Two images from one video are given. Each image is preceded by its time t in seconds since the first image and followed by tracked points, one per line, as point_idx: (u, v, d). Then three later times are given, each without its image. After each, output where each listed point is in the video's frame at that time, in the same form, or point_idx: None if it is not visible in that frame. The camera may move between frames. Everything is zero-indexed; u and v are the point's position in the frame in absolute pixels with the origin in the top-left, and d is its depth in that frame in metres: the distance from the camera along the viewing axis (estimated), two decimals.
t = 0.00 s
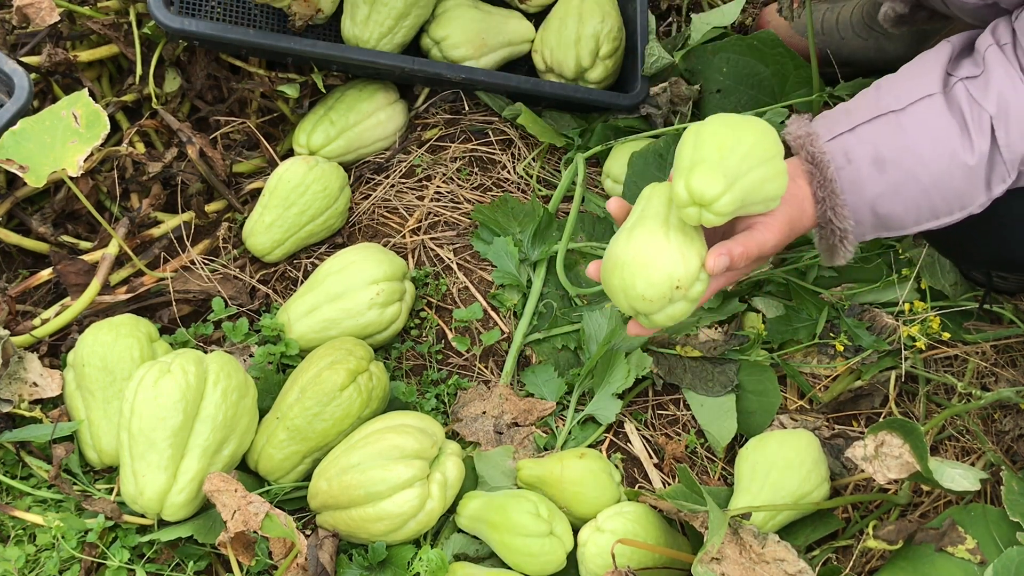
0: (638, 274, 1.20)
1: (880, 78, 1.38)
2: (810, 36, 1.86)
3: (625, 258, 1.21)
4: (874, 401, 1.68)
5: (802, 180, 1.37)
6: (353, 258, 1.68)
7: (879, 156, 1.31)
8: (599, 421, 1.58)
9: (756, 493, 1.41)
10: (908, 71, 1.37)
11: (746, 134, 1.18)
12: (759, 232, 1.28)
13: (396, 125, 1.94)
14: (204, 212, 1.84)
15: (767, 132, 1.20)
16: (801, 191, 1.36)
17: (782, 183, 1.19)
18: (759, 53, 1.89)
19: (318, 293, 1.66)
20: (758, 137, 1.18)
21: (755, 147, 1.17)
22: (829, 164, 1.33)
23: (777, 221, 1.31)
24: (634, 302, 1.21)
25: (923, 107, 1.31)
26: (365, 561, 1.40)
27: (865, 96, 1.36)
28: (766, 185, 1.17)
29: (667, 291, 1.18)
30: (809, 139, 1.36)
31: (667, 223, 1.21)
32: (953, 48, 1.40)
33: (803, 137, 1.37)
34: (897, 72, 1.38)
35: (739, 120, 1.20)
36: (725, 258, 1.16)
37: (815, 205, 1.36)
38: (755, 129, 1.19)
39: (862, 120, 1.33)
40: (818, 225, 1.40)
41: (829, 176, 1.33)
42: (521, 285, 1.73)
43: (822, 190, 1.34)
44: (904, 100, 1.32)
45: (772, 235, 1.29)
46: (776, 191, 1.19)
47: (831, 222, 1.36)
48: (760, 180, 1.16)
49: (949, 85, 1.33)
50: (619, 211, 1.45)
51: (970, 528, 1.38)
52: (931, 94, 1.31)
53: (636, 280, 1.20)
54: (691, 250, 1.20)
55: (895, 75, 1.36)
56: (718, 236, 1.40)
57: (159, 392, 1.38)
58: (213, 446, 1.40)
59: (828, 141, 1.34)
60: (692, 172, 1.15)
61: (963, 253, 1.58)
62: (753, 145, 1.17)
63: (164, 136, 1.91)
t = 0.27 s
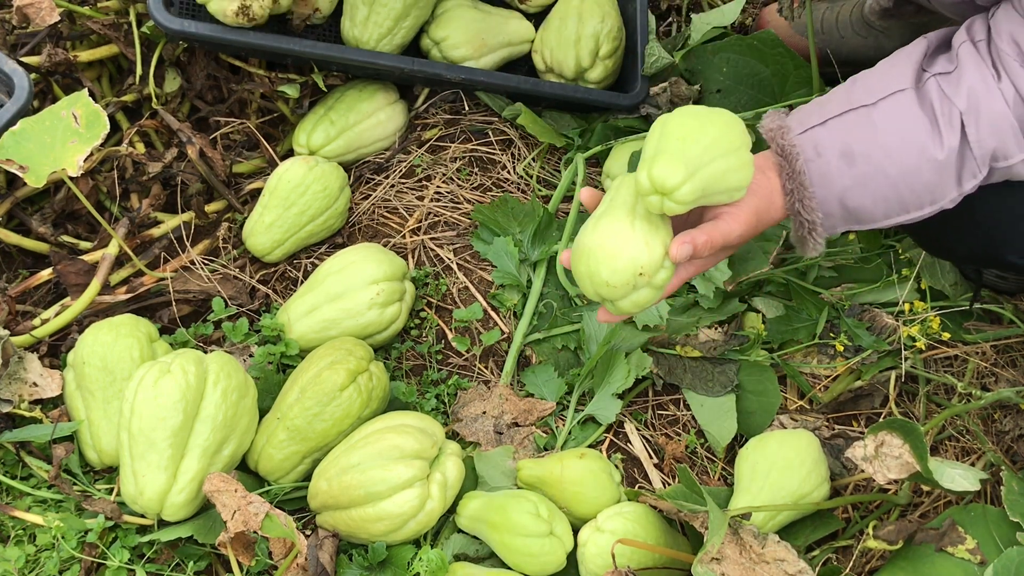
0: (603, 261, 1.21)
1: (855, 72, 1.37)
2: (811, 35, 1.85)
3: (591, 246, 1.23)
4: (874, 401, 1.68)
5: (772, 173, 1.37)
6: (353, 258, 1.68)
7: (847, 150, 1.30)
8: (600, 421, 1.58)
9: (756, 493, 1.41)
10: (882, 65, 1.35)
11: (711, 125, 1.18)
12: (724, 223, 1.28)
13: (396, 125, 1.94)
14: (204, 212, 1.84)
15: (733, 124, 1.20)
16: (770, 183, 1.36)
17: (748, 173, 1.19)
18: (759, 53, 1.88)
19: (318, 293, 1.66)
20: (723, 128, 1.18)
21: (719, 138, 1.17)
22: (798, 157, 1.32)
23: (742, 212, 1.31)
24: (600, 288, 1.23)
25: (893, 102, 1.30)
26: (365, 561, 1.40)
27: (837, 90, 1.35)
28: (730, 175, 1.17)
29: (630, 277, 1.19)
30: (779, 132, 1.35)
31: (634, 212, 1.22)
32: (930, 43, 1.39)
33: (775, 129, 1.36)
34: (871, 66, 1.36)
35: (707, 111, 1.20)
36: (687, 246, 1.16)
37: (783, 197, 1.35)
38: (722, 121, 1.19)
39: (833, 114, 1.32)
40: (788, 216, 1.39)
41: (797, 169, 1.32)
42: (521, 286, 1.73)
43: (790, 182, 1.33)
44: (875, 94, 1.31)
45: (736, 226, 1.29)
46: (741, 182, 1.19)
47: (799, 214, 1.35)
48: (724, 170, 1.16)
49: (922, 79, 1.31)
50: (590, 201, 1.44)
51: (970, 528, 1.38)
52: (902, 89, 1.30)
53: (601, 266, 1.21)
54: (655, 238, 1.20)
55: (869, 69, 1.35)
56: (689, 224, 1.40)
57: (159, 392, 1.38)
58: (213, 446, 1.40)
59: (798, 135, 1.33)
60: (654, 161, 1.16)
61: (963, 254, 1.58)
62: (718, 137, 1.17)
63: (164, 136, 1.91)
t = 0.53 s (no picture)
0: (599, 266, 1.21)
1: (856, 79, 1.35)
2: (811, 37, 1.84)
3: (587, 250, 1.23)
4: (874, 400, 1.68)
5: (770, 179, 1.34)
6: (353, 258, 1.68)
7: (846, 157, 1.28)
8: (600, 421, 1.58)
9: (756, 493, 1.41)
10: (882, 73, 1.34)
11: (709, 131, 1.17)
12: (720, 228, 1.26)
13: (395, 125, 1.94)
14: (204, 212, 1.84)
15: (732, 129, 1.19)
16: (768, 189, 1.32)
17: (744, 180, 1.18)
18: (759, 54, 1.88)
19: (318, 293, 1.66)
20: (721, 134, 1.18)
21: (717, 145, 1.16)
22: (797, 163, 1.29)
23: (738, 218, 1.29)
24: (596, 291, 1.23)
25: (893, 110, 1.28)
26: (365, 561, 1.40)
27: (837, 97, 1.33)
28: (727, 181, 1.17)
29: (625, 283, 1.20)
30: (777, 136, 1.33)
31: (630, 216, 1.22)
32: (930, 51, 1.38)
33: (775, 134, 1.33)
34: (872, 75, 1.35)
35: (705, 116, 1.19)
36: (683, 253, 1.16)
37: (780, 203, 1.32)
38: (720, 126, 1.19)
39: (833, 121, 1.30)
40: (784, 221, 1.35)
41: (796, 175, 1.29)
42: (521, 286, 1.73)
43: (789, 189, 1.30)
44: (875, 102, 1.29)
45: (733, 232, 1.27)
46: (737, 188, 1.18)
47: (796, 221, 1.32)
48: (721, 178, 1.16)
49: (922, 88, 1.30)
50: (588, 204, 1.40)
51: (970, 528, 1.38)
52: (902, 97, 1.29)
53: (597, 271, 1.21)
54: (651, 243, 1.20)
55: (869, 77, 1.33)
56: (683, 231, 1.38)
57: (159, 392, 1.38)
58: (213, 446, 1.40)
59: (797, 140, 1.31)
60: (652, 168, 1.15)
61: (963, 254, 1.58)
62: (715, 143, 1.16)
63: (164, 136, 1.91)
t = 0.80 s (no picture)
0: (606, 257, 1.21)
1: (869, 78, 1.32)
2: (809, 36, 1.86)
3: (595, 241, 1.23)
4: (874, 400, 1.68)
5: (780, 176, 1.31)
6: (353, 258, 1.68)
7: (858, 157, 1.26)
8: (600, 421, 1.57)
9: (756, 493, 1.41)
10: (896, 73, 1.31)
11: (721, 126, 1.17)
12: (728, 224, 1.23)
13: (395, 125, 1.94)
14: (204, 212, 1.84)
15: (746, 124, 1.19)
16: (778, 186, 1.30)
17: (755, 176, 1.18)
18: (759, 53, 1.89)
19: (318, 293, 1.66)
20: (734, 129, 1.17)
21: (728, 140, 1.16)
22: (809, 162, 1.27)
23: (748, 214, 1.25)
24: (602, 283, 1.23)
25: (906, 111, 1.26)
26: (365, 561, 1.40)
27: (850, 96, 1.30)
28: (737, 177, 1.16)
29: (631, 275, 1.19)
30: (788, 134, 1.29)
31: (639, 208, 1.22)
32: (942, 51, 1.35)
33: (787, 132, 1.29)
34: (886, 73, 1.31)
35: (718, 110, 1.19)
36: (690, 247, 1.16)
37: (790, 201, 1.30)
38: (732, 121, 1.18)
39: (845, 120, 1.27)
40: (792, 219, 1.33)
41: (807, 174, 1.27)
42: (521, 286, 1.73)
43: (799, 188, 1.28)
44: (888, 103, 1.27)
45: (742, 228, 1.23)
46: (748, 184, 1.18)
47: (805, 220, 1.30)
48: (731, 173, 1.16)
49: (936, 90, 1.28)
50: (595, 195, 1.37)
51: (970, 528, 1.38)
52: (916, 98, 1.26)
53: (604, 262, 1.21)
54: (659, 236, 1.20)
55: (882, 76, 1.31)
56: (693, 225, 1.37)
57: (159, 392, 1.38)
58: (213, 446, 1.40)
59: (809, 139, 1.28)
60: (662, 160, 1.15)
61: (963, 254, 1.58)
62: (727, 138, 1.16)
63: (164, 136, 1.91)
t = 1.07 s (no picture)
0: (627, 268, 1.21)
1: (886, 82, 1.32)
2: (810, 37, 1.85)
3: (615, 252, 1.22)
4: (874, 400, 1.68)
5: (798, 182, 1.31)
6: (353, 259, 1.68)
7: (877, 164, 1.27)
8: (600, 421, 1.57)
9: (756, 493, 1.41)
10: (913, 76, 1.31)
11: (743, 135, 1.17)
12: (749, 233, 1.24)
13: (395, 125, 1.94)
14: (204, 212, 1.84)
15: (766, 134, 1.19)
16: (796, 193, 1.30)
17: (776, 186, 1.18)
18: (760, 53, 1.89)
19: (318, 293, 1.66)
20: (756, 139, 1.17)
21: (751, 150, 1.16)
22: (828, 168, 1.28)
23: (768, 222, 1.26)
24: (622, 294, 1.23)
25: (926, 116, 1.26)
26: (365, 561, 1.40)
27: (868, 100, 1.31)
28: (759, 187, 1.17)
29: (654, 287, 1.19)
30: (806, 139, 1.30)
31: (660, 218, 1.21)
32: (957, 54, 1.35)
33: (805, 138, 1.30)
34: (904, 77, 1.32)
35: (738, 119, 1.19)
36: (713, 258, 1.16)
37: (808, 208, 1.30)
38: (753, 130, 1.18)
39: (863, 126, 1.27)
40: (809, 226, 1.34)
41: (826, 181, 1.27)
42: (521, 286, 1.73)
43: (817, 196, 1.29)
44: (907, 108, 1.27)
45: (762, 237, 1.25)
46: (768, 194, 1.18)
47: (823, 226, 1.30)
48: (753, 183, 1.16)
49: (953, 94, 1.28)
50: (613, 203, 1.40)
51: (970, 528, 1.38)
52: (934, 103, 1.26)
53: (625, 274, 1.21)
54: (681, 247, 1.20)
55: (900, 80, 1.31)
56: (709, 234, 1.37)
57: (159, 391, 1.38)
58: (213, 446, 1.40)
59: (827, 145, 1.28)
60: (686, 171, 1.15)
61: (963, 254, 1.58)
62: (749, 148, 1.16)
63: (164, 137, 1.91)
